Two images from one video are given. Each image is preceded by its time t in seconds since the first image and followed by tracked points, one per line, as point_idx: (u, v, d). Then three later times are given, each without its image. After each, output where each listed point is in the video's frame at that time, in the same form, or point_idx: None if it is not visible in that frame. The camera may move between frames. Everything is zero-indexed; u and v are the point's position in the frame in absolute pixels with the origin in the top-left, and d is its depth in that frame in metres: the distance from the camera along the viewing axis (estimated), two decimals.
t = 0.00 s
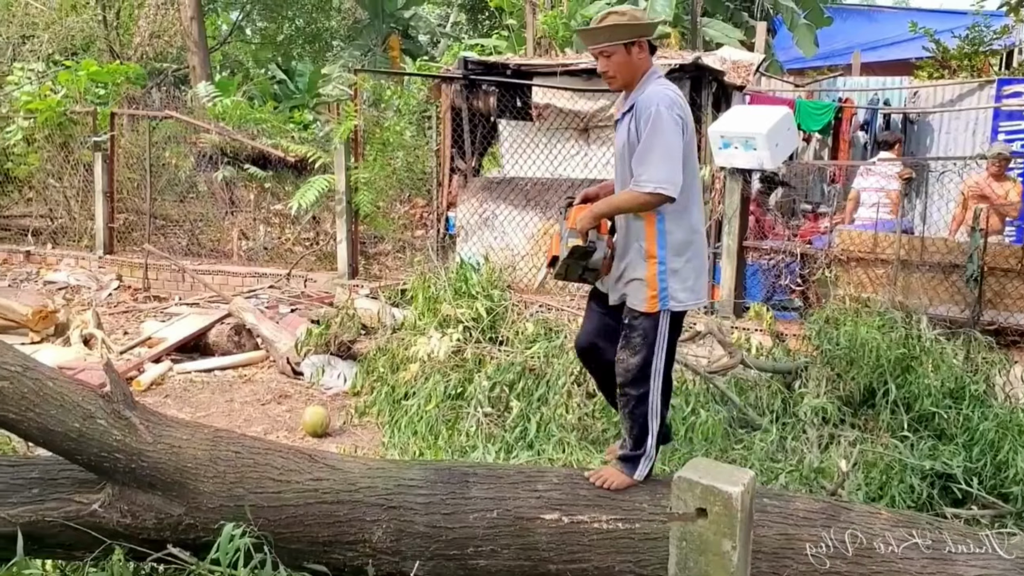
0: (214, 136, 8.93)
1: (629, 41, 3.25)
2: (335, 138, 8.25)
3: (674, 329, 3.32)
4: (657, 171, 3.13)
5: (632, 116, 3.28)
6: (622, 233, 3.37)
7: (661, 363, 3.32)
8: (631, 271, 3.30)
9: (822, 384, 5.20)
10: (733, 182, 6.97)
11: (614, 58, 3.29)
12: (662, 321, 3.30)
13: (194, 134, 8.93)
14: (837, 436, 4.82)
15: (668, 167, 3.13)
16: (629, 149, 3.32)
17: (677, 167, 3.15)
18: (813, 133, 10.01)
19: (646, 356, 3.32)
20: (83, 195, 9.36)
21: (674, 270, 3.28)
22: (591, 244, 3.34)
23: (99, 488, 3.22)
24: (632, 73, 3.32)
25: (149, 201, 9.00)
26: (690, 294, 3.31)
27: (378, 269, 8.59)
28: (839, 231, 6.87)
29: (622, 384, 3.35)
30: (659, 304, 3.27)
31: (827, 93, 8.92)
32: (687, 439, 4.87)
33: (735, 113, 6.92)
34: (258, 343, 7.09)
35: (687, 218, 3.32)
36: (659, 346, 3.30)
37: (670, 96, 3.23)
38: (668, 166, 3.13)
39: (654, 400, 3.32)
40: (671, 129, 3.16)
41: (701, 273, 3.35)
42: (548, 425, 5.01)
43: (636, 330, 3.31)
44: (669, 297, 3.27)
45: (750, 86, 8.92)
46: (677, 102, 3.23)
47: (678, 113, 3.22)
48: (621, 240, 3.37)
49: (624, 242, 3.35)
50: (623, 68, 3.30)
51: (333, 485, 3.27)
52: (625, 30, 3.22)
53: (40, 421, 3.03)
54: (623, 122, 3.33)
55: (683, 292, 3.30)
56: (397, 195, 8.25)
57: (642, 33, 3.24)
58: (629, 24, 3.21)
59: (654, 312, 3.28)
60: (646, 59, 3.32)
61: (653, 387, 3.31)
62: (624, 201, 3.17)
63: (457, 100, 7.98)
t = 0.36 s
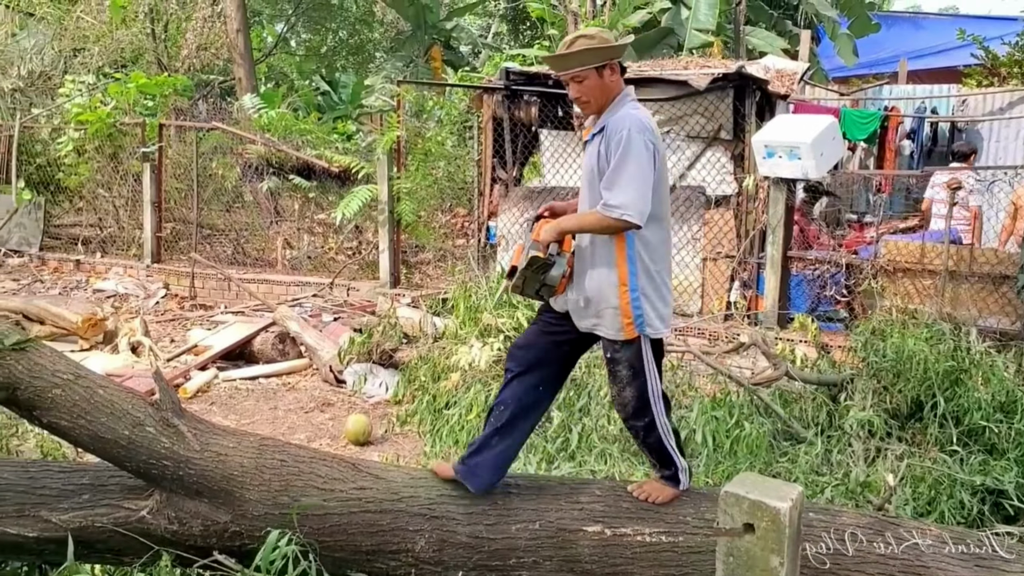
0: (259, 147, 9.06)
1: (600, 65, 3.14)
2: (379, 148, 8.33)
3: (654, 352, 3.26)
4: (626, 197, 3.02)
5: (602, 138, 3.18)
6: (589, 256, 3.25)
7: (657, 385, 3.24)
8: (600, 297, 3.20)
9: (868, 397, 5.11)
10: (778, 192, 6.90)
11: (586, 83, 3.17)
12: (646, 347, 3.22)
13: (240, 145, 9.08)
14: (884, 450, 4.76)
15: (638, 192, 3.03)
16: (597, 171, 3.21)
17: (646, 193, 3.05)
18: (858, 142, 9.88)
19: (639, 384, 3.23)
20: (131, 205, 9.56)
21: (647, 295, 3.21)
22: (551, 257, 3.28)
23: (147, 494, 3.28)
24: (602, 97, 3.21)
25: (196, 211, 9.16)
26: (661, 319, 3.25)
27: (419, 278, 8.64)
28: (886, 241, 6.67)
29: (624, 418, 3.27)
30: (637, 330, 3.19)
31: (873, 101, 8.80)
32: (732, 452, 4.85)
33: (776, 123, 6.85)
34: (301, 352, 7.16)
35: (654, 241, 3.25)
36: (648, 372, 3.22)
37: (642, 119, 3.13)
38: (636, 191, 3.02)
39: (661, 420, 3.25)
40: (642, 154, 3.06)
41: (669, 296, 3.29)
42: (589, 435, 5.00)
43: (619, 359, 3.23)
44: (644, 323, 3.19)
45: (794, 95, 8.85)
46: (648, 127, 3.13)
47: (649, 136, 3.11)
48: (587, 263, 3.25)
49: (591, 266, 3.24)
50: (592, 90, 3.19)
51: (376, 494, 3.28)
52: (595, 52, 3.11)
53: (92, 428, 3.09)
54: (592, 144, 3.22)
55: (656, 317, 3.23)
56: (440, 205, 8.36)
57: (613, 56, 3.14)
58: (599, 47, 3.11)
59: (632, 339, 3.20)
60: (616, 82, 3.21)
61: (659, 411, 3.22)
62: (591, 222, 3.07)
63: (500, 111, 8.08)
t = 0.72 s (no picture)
0: (290, 157, 9.14)
1: (492, 91, 3.03)
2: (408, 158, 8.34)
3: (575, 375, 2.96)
4: (510, 210, 2.82)
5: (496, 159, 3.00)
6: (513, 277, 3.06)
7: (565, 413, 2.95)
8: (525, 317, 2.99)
9: (900, 408, 5.04)
10: (808, 202, 6.85)
11: (481, 112, 3.06)
12: (559, 370, 2.93)
13: (272, 155, 9.17)
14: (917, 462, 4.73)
15: (523, 204, 2.82)
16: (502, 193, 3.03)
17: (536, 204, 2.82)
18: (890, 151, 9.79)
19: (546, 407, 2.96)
20: (164, 214, 9.68)
21: (569, 310, 2.94)
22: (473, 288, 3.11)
23: (180, 501, 3.32)
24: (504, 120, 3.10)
25: (228, 220, 9.26)
26: (590, 334, 2.96)
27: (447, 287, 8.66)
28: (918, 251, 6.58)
29: (521, 440, 2.96)
30: (552, 342, 2.93)
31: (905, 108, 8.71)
32: (762, 463, 4.82)
33: (806, 132, 6.80)
34: (331, 360, 7.21)
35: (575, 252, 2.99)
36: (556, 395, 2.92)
37: (530, 132, 2.93)
38: (521, 203, 2.81)
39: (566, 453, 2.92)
40: (526, 166, 2.85)
41: (604, 310, 3.00)
42: (618, 446, 4.99)
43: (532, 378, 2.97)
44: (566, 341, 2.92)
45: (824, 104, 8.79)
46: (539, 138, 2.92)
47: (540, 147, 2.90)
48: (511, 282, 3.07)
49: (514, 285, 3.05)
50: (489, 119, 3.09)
51: (405, 503, 3.29)
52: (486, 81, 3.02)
53: (124, 436, 3.13)
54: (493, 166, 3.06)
55: (582, 333, 2.94)
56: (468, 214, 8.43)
57: (505, 81, 3.03)
58: (489, 74, 3.01)
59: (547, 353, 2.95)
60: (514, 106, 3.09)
61: (559, 438, 2.92)
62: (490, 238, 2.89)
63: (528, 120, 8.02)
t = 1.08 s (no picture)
0: (362, 161, 9.26)
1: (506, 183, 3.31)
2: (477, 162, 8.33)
3: (547, 486, 3.03)
4: (491, 287, 2.95)
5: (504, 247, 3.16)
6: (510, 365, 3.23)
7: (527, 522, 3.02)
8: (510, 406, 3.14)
9: (984, 418, 4.86)
10: (886, 205, 6.69)
11: (498, 199, 3.36)
12: (523, 478, 3.02)
13: (344, 160, 9.30)
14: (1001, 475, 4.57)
15: (506, 283, 2.94)
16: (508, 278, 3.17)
17: (519, 287, 2.94)
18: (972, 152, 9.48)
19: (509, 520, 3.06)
20: (240, 218, 9.90)
21: (546, 407, 3.03)
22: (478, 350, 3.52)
23: (255, 501, 3.36)
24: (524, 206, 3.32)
25: (301, 224, 9.43)
26: (564, 436, 3.01)
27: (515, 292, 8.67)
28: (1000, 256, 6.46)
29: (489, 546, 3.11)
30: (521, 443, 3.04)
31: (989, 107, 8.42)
32: (840, 473, 4.67)
33: (884, 134, 6.61)
34: (400, 362, 7.29)
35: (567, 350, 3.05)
36: (518, 500, 3.02)
37: (531, 223, 3.08)
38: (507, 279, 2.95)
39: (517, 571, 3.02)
40: (516, 252, 2.98)
41: (586, 416, 3.04)
42: (689, 453, 4.93)
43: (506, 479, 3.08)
44: (537, 439, 3.02)
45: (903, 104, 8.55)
46: (537, 232, 3.07)
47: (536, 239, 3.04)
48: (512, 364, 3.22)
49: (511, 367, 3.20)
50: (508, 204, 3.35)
51: (475, 506, 3.28)
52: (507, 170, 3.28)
53: (203, 436, 3.20)
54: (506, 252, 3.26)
55: (549, 441, 3.01)
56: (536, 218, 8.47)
57: (519, 176, 3.28)
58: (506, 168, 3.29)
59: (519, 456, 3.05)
60: (533, 196, 3.32)
61: (510, 556, 3.02)
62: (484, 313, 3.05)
63: (597, 122, 7.95)
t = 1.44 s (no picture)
0: (380, 136, 9.23)
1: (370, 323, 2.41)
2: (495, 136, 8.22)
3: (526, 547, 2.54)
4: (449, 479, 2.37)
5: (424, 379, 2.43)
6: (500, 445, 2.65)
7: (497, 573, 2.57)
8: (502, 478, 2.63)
9: (1009, 393, 4.80)
10: (910, 177, 6.59)
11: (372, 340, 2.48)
12: (510, 535, 2.53)
13: (362, 135, 9.27)
14: None
15: (463, 472, 2.35)
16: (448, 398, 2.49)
17: (478, 467, 2.34)
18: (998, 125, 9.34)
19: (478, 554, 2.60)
20: (259, 192, 9.90)
21: (541, 495, 2.49)
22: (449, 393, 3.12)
23: (276, 471, 3.37)
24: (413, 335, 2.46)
25: (320, 199, 9.42)
26: (571, 518, 2.50)
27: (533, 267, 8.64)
28: None
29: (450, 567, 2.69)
30: (511, 502, 2.54)
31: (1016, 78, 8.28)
32: (861, 447, 4.64)
33: (908, 106, 6.51)
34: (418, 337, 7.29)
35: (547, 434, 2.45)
36: (496, 553, 2.54)
37: (437, 370, 2.32)
38: (463, 470, 2.34)
39: None
40: (449, 425, 2.31)
41: (592, 481, 2.50)
42: (709, 427, 4.91)
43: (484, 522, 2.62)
44: (533, 524, 2.52)
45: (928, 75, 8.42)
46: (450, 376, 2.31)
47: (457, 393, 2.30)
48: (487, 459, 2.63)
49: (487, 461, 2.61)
50: (386, 340, 2.48)
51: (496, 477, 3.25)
52: (356, 320, 2.38)
53: (224, 406, 3.21)
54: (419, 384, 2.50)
55: (552, 518, 2.50)
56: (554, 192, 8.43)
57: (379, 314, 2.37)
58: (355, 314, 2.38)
59: (503, 511, 2.56)
60: (415, 321, 2.44)
61: None
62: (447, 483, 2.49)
63: (618, 95, 7.93)
